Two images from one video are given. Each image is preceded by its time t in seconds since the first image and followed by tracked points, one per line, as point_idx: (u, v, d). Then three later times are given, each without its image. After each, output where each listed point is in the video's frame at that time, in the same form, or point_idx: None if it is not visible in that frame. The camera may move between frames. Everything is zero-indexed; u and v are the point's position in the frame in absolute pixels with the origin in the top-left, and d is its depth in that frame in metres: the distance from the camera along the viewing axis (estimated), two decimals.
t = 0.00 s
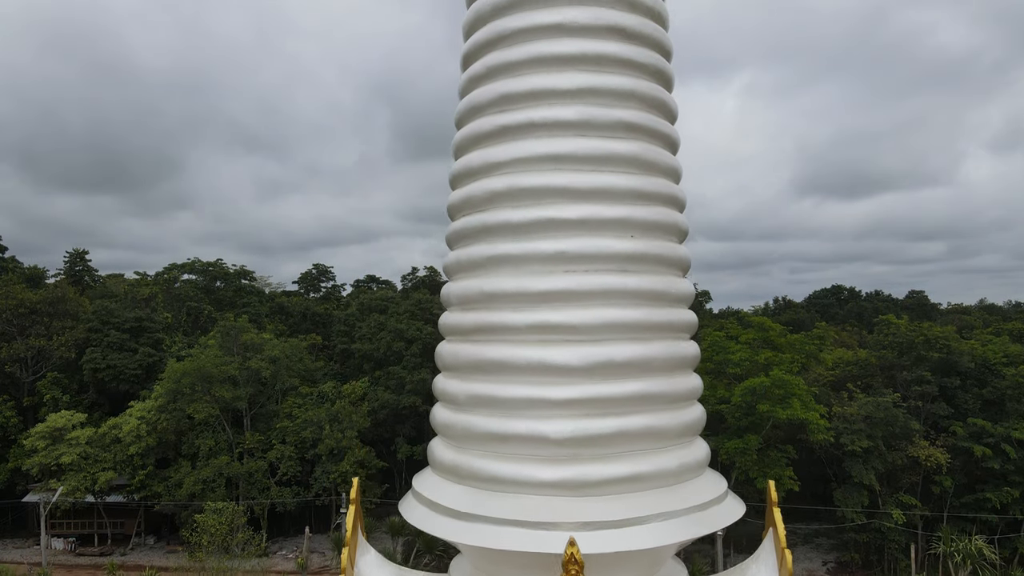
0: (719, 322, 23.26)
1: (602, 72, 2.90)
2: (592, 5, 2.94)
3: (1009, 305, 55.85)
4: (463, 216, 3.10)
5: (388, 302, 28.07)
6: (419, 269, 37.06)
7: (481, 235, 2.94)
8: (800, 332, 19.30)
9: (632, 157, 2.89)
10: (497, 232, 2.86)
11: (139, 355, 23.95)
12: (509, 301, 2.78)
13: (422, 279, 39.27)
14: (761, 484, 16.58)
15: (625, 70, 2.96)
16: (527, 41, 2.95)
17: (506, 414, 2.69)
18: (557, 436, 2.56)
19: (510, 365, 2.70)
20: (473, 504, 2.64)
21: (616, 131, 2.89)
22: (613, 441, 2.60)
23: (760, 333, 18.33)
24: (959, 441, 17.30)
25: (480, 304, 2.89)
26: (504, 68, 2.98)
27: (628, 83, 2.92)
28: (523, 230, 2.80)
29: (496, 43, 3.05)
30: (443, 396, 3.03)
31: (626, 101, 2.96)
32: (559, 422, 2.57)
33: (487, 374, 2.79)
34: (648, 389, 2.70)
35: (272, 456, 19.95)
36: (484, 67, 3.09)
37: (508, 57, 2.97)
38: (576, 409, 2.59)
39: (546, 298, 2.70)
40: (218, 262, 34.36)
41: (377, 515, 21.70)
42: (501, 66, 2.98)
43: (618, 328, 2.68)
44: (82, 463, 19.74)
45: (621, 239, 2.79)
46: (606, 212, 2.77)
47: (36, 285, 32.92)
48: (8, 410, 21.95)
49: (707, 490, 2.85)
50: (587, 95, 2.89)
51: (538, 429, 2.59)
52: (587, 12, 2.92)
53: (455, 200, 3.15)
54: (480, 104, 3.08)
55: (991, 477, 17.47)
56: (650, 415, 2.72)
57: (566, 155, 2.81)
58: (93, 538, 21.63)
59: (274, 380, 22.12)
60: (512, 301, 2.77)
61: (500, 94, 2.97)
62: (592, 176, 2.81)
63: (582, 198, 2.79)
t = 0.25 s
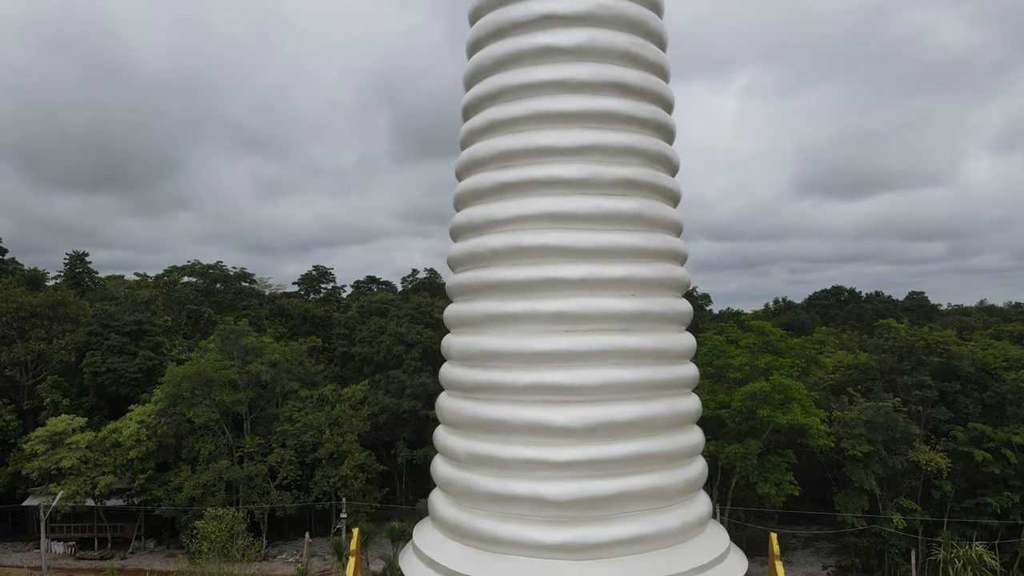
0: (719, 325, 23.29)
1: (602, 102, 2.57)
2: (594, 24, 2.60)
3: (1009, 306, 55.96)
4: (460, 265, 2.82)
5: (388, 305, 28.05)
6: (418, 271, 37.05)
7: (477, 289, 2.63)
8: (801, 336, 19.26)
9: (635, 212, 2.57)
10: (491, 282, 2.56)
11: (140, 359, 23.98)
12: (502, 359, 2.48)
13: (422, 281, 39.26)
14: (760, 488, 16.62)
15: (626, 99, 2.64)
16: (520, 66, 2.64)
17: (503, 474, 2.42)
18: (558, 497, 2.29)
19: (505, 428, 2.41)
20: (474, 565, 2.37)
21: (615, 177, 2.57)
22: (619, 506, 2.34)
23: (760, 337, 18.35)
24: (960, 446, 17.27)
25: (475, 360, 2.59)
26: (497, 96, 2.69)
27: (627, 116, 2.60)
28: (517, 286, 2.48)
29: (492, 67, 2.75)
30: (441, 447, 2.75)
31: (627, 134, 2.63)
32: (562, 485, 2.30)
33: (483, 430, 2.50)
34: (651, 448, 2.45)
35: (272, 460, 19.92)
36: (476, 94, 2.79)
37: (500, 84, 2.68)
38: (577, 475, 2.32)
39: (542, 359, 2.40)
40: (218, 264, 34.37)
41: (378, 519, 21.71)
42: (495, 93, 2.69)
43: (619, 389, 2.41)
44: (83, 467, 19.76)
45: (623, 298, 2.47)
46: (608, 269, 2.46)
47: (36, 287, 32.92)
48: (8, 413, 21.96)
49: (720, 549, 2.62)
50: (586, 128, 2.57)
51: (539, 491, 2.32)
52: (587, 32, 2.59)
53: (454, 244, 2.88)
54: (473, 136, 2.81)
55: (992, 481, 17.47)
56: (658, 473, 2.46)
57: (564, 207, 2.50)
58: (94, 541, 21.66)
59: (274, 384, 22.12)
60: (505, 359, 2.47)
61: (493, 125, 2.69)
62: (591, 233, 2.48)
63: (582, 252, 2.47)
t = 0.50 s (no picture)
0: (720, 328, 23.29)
1: (604, 156, 2.67)
2: (597, 79, 2.71)
3: (1010, 308, 55.89)
4: (461, 321, 2.88)
5: (388, 308, 28.06)
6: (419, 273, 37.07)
7: (480, 348, 2.69)
8: (801, 340, 19.28)
9: (637, 269, 2.64)
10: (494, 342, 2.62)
11: (140, 362, 24.00)
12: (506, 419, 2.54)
13: (422, 283, 39.28)
14: (760, 493, 16.61)
15: (627, 153, 2.74)
16: (524, 119, 2.73)
17: (506, 534, 2.47)
18: (558, 558, 2.35)
19: (510, 485, 2.48)
20: None
21: (620, 232, 2.64)
22: (618, 567, 2.40)
23: (760, 342, 18.34)
24: (960, 450, 17.27)
25: (478, 420, 2.66)
26: (499, 149, 2.76)
27: (629, 169, 2.69)
28: (520, 346, 2.55)
29: (492, 119, 2.83)
30: (443, 504, 2.81)
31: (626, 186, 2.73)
32: (562, 546, 2.36)
33: (486, 488, 2.57)
34: (650, 508, 2.50)
35: (272, 464, 19.91)
36: (478, 147, 2.86)
37: (503, 136, 2.75)
38: (582, 530, 2.39)
39: (546, 419, 2.47)
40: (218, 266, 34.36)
41: (378, 523, 21.69)
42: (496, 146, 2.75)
43: (619, 452, 2.48)
44: (82, 471, 19.75)
45: (623, 357, 2.54)
46: (608, 330, 2.53)
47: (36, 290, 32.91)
48: (8, 417, 21.96)
49: None
50: (588, 183, 2.66)
51: (540, 552, 2.38)
52: (591, 87, 2.70)
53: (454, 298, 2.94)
54: (474, 187, 2.87)
55: (992, 486, 17.47)
56: (657, 532, 2.52)
57: (566, 267, 2.56)
58: (93, 545, 21.63)
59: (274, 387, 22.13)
60: (509, 417, 2.53)
61: (495, 178, 2.76)
62: (591, 291, 2.55)
63: (584, 312, 2.53)
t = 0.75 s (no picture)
0: (721, 332, 23.28)
1: (604, 213, 2.81)
2: (598, 135, 2.88)
3: (1010, 309, 55.82)
4: (462, 375, 2.99)
5: (388, 311, 28.10)
6: (418, 275, 37.10)
7: (483, 406, 2.80)
8: (801, 344, 19.30)
9: (636, 327, 2.77)
10: (497, 401, 2.74)
11: (140, 365, 23.99)
12: (509, 479, 2.65)
13: (422, 285, 39.31)
14: (761, 497, 16.59)
15: (627, 209, 2.89)
16: (525, 176, 2.89)
17: None
18: None
19: (512, 545, 2.57)
20: None
21: (620, 290, 2.77)
22: None
23: (761, 346, 18.32)
24: (960, 455, 17.29)
25: (480, 478, 2.76)
26: (501, 204, 2.91)
27: (629, 224, 2.83)
28: (522, 405, 2.67)
29: (494, 173, 2.97)
30: (445, 561, 2.89)
31: (626, 242, 2.87)
32: None
33: (488, 548, 2.65)
34: (646, 571, 2.59)
35: (272, 468, 19.90)
36: (481, 201, 3.00)
37: (505, 192, 2.90)
38: None
39: (547, 480, 2.57)
40: (218, 269, 34.38)
41: (378, 527, 21.68)
42: (498, 202, 2.89)
43: (621, 511, 2.58)
44: (82, 475, 19.72)
45: (622, 417, 2.66)
46: (609, 391, 2.65)
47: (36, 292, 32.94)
48: (8, 421, 21.96)
49: None
50: (588, 240, 2.80)
51: None
52: (592, 143, 2.86)
53: (456, 351, 3.05)
54: (476, 240, 3.01)
55: (992, 490, 17.48)
56: None
57: (566, 327, 2.68)
58: (93, 549, 21.57)
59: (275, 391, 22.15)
60: (511, 477, 2.64)
61: (496, 232, 2.90)
62: (590, 352, 2.68)
63: (584, 373, 2.66)
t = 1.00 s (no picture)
0: (721, 335, 23.27)
1: (605, 272, 2.87)
2: (599, 192, 2.95)
3: (1010, 309, 55.87)
4: (466, 430, 3.04)
5: (388, 313, 28.11)
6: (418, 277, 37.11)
7: (486, 463, 2.86)
8: (801, 349, 19.31)
9: (637, 386, 2.82)
10: (500, 458, 2.80)
11: (140, 369, 24.00)
12: (512, 537, 2.70)
13: (422, 287, 39.33)
14: (761, 502, 16.58)
15: (629, 264, 2.96)
16: (527, 231, 2.97)
17: None
18: None
19: None
20: None
21: (621, 349, 2.83)
22: None
23: (761, 350, 18.31)
24: (960, 459, 17.29)
25: (483, 534, 2.81)
26: (503, 259, 2.98)
27: (630, 282, 2.89)
28: (526, 464, 2.72)
29: (496, 230, 3.05)
30: None
31: (628, 300, 2.93)
32: None
33: None
34: None
35: (272, 472, 19.90)
36: (483, 254, 3.09)
37: (507, 247, 2.99)
38: None
39: (549, 540, 2.62)
40: (218, 271, 34.39)
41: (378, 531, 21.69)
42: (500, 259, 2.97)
43: (625, 573, 2.61)
44: (82, 479, 19.72)
45: (624, 477, 2.71)
46: (613, 450, 2.71)
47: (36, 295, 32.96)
48: (8, 425, 21.96)
49: None
50: (589, 298, 2.87)
51: None
52: (593, 200, 2.94)
53: (459, 405, 3.11)
54: (478, 292, 3.09)
55: (993, 495, 17.48)
56: None
57: (568, 387, 2.74)
58: (93, 553, 21.54)
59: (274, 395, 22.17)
60: (513, 535, 2.69)
61: (498, 287, 2.98)
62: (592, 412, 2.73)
63: (587, 432, 2.71)
